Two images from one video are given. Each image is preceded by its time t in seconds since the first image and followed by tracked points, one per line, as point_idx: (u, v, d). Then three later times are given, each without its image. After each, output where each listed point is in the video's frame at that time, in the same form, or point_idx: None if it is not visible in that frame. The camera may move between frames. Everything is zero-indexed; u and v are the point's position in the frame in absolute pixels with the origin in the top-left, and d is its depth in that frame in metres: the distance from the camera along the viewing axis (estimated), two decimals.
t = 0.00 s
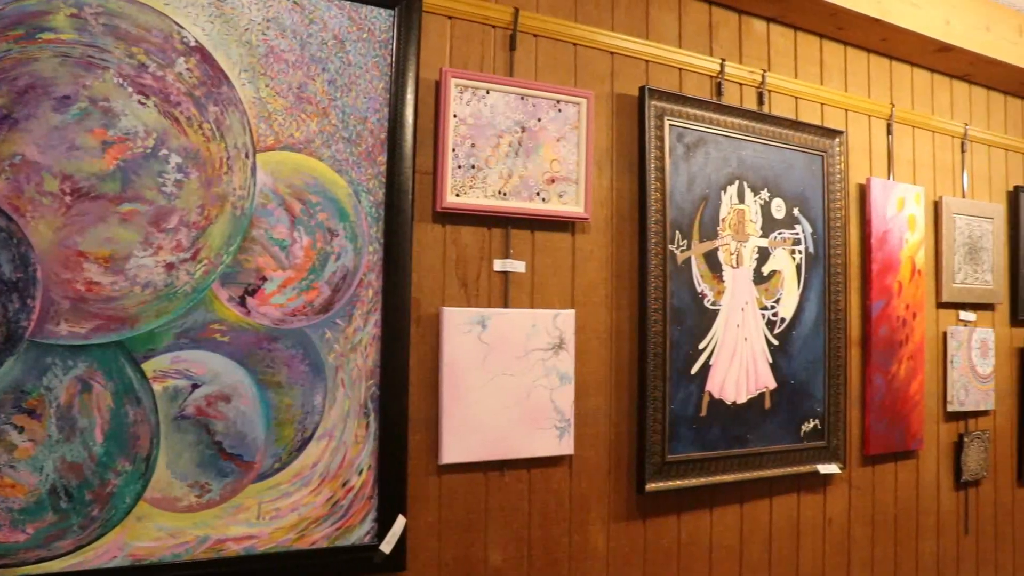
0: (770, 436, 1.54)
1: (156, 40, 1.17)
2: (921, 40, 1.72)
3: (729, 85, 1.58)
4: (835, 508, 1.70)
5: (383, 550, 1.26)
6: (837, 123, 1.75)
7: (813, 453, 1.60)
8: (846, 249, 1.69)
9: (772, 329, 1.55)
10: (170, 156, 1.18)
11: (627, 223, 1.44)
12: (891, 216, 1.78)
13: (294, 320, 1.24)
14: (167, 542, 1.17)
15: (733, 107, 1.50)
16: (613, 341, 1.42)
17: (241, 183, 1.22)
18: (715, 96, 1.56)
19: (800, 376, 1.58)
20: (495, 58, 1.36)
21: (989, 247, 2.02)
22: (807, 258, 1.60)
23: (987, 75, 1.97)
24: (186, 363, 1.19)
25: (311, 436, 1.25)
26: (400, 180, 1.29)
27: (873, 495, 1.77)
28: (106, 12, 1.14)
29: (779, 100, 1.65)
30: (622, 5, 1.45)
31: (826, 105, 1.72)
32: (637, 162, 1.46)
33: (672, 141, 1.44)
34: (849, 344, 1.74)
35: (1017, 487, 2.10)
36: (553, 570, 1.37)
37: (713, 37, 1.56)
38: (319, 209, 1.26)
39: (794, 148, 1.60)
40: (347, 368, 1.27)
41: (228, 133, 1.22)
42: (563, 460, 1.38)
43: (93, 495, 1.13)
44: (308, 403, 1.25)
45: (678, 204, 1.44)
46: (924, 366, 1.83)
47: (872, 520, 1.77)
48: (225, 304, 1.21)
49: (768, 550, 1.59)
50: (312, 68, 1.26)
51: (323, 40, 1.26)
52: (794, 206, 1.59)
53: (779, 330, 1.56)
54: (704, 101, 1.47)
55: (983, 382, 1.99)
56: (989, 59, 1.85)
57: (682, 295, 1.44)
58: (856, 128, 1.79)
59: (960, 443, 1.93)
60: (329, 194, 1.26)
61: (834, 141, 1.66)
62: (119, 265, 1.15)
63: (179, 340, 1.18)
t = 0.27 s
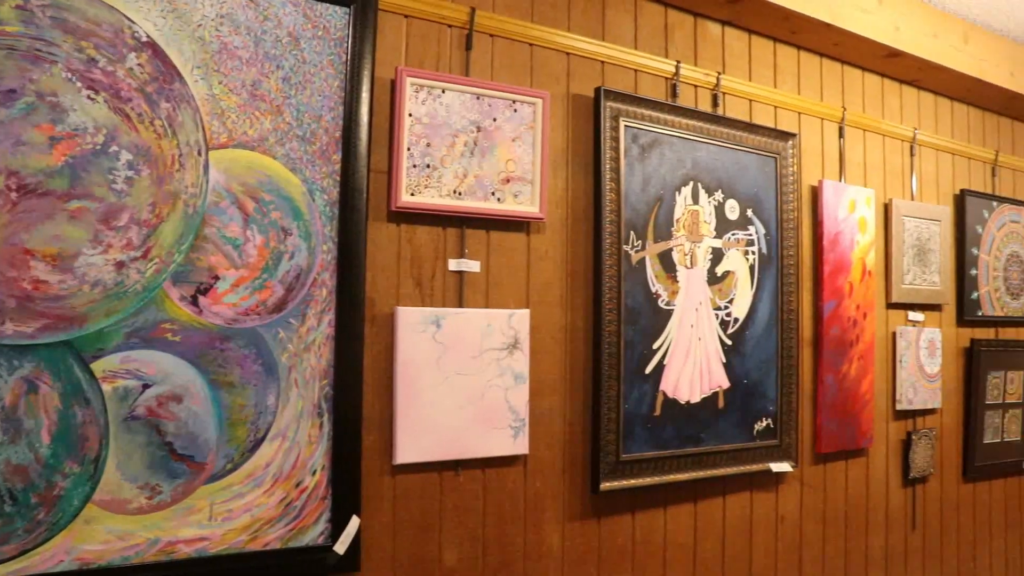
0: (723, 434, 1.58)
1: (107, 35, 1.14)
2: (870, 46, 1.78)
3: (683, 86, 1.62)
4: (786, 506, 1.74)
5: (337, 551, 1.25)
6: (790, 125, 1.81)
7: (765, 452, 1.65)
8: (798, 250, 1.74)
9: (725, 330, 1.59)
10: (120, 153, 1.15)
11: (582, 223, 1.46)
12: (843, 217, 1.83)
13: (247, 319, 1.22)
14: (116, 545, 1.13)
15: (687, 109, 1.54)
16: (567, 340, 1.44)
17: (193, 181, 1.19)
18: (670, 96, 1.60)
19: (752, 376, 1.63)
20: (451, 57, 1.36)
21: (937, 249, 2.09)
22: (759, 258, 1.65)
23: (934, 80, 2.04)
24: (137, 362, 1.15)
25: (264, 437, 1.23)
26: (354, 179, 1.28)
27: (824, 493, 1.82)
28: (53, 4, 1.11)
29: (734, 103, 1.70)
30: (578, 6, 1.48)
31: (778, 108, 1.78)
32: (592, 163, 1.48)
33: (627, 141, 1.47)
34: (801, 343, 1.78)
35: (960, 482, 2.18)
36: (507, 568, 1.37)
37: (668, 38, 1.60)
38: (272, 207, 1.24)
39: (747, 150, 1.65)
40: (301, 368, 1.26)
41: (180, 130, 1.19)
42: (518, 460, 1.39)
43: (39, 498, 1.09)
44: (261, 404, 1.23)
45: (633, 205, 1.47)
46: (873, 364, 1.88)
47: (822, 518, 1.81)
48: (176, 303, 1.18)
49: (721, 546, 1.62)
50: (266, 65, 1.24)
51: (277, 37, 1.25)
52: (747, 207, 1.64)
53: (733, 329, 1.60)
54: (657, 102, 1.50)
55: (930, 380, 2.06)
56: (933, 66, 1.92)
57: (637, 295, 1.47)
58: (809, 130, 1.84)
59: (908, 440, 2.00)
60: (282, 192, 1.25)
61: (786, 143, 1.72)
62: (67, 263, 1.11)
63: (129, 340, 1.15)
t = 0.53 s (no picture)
0: (671, 434, 1.60)
1: (48, 27, 1.11)
2: (818, 50, 1.82)
3: (634, 88, 1.63)
4: (735, 504, 1.77)
5: (285, 553, 1.23)
6: (739, 127, 1.83)
7: (713, 451, 1.67)
8: (746, 251, 1.77)
9: (674, 329, 1.61)
10: (62, 148, 1.11)
11: (532, 223, 1.47)
12: (790, 218, 1.87)
13: (194, 319, 1.20)
14: (57, 550, 1.10)
15: (638, 110, 1.56)
16: (517, 341, 1.45)
17: (138, 178, 1.17)
18: (621, 98, 1.61)
19: (701, 376, 1.65)
20: (402, 55, 1.36)
21: (882, 250, 2.14)
22: (708, 259, 1.67)
23: (879, 86, 2.10)
24: (79, 362, 1.12)
25: (211, 438, 1.21)
26: (303, 178, 1.27)
27: (772, 490, 1.84)
28: None
29: (683, 105, 1.72)
30: (529, 8, 1.49)
31: (728, 111, 1.80)
32: (542, 164, 1.49)
33: (578, 142, 1.48)
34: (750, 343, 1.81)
35: (904, 479, 2.24)
36: (457, 568, 1.37)
37: (619, 40, 1.61)
38: (219, 205, 1.22)
39: (697, 152, 1.67)
40: (248, 368, 1.24)
41: (125, 126, 1.16)
42: (467, 460, 1.39)
43: None
44: (207, 404, 1.21)
45: (582, 205, 1.48)
46: (819, 364, 1.92)
47: (770, 516, 1.84)
48: (121, 302, 1.15)
49: (670, 543, 1.64)
50: (213, 62, 1.22)
51: (225, 33, 1.23)
52: (696, 209, 1.66)
53: (682, 329, 1.62)
54: (607, 103, 1.51)
55: (875, 379, 2.10)
56: (878, 71, 1.97)
57: (586, 295, 1.48)
58: (758, 132, 1.87)
59: (853, 438, 2.05)
60: (230, 190, 1.23)
61: (735, 146, 1.74)
62: (5, 261, 1.07)
63: (70, 339, 1.11)
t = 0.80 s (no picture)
0: (625, 433, 1.63)
1: None
2: (771, 54, 1.86)
3: (589, 88, 1.65)
4: (688, 501, 1.79)
5: (237, 554, 1.22)
6: (694, 129, 1.85)
7: (667, 450, 1.70)
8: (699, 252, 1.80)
9: (628, 329, 1.63)
10: (6, 143, 1.08)
11: (486, 223, 1.48)
12: (743, 219, 1.89)
13: (144, 318, 1.17)
14: None
15: (592, 111, 1.58)
16: (470, 340, 1.46)
17: (86, 175, 1.14)
18: (575, 99, 1.63)
19: (654, 375, 1.68)
20: (356, 53, 1.35)
21: (834, 252, 2.17)
22: (662, 259, 1.70)
23: (830, 91, 2.15)
24: (23, 362, 1.09)
25: (161, 438, 1.18)
26: (255, 176, 1.26)
27: (724, 487, 1.87)
28: None
29: (638, 105, 1.74)
30: (484, 7, 1.50)
31: (682, 112, 1.82)
32: (496, 164, 1.50)
33: (532, 141, 1.50)
34: (702, 343, 1.83)
35: (854, 476, 2.28)
36: (410, 569, 1.37)
37: (574, 40, 1.63)
38: (170, 203, 1.20)
39: (650, 152, 1.70)
40: (199, 368, 1.22)
41: (72, 121, 1.13)
42: (421, 459, 1.39)
43: None
44: (157, 404, 1.18)
45: (536, 205, 1.50)
46: (770, 363, 1.96)
47: (723, 514, 1.87)
48: (67, 301, 1.12)
49: (624, 540, 1.66)
50: (164, 57, 1.20)
51: (176, 28, 1.21)
52: (649, 209, 1.69)
53: (635, 329, 1.65)
54: (561, 103, 1.54)
55: (826, 378, 2.14)
56: (830, 76, 2.02)
57: (540, 295, 1.50)
58: (711, 134, 1.90)
59: (805, 436, 2.08)
60: (181, 188, 1.21)
61: (689, 147, 1.77)
62: None
63: (14, 339, 1.08)
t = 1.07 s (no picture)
0: (579, 432, 1.64)
1: None
2: (726, 57, 1.89)
3: (545, 88, 1.66)
4: (642, 501, 1.81)
5: (188, 556, 1.20)
6: (648, 130, 1.87)
7: (621, 449, 1.72)
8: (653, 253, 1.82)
9: (582, 328, 1.65)
10: None
11: (441, 222, 1.48)
12: (696, 220, 1.91)
13: (92, 317, 1.15)
14: None
15: (548, 111, 1.60)
16: (424, 339, 1.46)
17: (32, 170, 1.12)
18: (530, 98, 1.64)
19: (608, 374, 1.70)
20: (310, 50, 1.35)
21: (785, 252, 2.21)
22: (616, 259, 1.71)
23: (785, 93, 2.18)
24: None
25: (110, 439, 1.16)
26: (207, 173, 1.25)
27: (677, 486, 1.89)
28: None
29: (593, 105, 1.75)
30: (440, 6, 1.50)
31: (638, 113, 1.84)
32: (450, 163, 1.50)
33: (487, 141, 1.51)
34: (656, 342, 1.85)
35: (805, 474, 2.31)
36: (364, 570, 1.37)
37: (529, 40, 1.64)
38: (119, 200, 1.18)
39: (605, 153, 1.71)
40: (150, 368, 1.20)
41: (17, 115, 1.11)
42: (375, 459, 1.39)
43: None
44: (106, 405, 1.16)
45: (490, 204, 1.50)
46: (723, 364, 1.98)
47: (677, 513, 1.89)
48: (12, 300, 1.09)
49: (578, 541, 1.67)
50: (114, 52, 1.18)
51: (126, 23, 1.19)
52: (604, 209, 1.70)
53: (589, 328, 1.67)
54: (516, 103, 1.54)
55: (779, 378, 2.17)
56: (783, 79, 2.04)
57: (494, 294, 1.51)
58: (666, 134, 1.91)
59: (757, 435, 2.10)
60: (132, 185, 1.19)
61: (644, 147, 1.80)
62: None
63: None
